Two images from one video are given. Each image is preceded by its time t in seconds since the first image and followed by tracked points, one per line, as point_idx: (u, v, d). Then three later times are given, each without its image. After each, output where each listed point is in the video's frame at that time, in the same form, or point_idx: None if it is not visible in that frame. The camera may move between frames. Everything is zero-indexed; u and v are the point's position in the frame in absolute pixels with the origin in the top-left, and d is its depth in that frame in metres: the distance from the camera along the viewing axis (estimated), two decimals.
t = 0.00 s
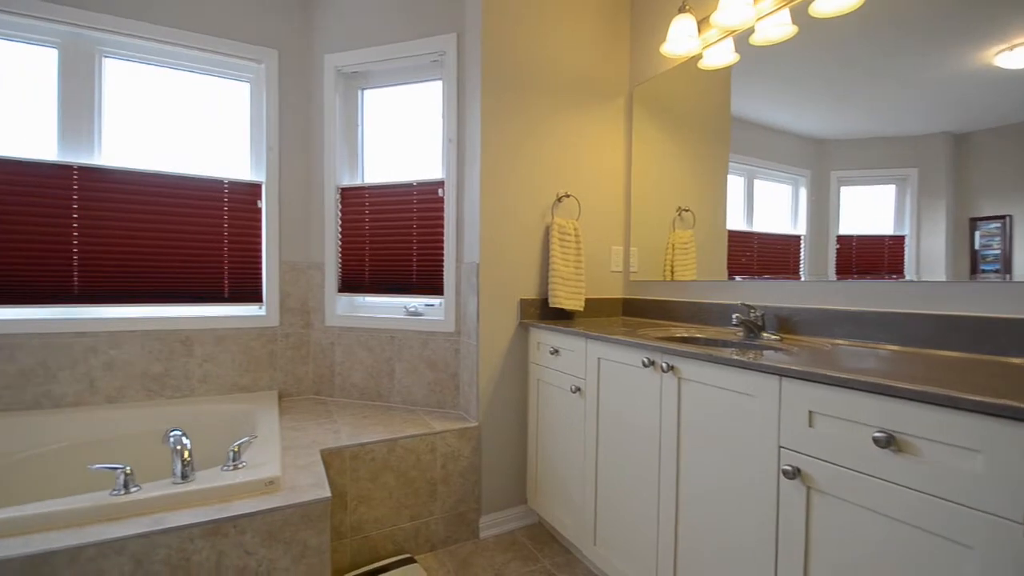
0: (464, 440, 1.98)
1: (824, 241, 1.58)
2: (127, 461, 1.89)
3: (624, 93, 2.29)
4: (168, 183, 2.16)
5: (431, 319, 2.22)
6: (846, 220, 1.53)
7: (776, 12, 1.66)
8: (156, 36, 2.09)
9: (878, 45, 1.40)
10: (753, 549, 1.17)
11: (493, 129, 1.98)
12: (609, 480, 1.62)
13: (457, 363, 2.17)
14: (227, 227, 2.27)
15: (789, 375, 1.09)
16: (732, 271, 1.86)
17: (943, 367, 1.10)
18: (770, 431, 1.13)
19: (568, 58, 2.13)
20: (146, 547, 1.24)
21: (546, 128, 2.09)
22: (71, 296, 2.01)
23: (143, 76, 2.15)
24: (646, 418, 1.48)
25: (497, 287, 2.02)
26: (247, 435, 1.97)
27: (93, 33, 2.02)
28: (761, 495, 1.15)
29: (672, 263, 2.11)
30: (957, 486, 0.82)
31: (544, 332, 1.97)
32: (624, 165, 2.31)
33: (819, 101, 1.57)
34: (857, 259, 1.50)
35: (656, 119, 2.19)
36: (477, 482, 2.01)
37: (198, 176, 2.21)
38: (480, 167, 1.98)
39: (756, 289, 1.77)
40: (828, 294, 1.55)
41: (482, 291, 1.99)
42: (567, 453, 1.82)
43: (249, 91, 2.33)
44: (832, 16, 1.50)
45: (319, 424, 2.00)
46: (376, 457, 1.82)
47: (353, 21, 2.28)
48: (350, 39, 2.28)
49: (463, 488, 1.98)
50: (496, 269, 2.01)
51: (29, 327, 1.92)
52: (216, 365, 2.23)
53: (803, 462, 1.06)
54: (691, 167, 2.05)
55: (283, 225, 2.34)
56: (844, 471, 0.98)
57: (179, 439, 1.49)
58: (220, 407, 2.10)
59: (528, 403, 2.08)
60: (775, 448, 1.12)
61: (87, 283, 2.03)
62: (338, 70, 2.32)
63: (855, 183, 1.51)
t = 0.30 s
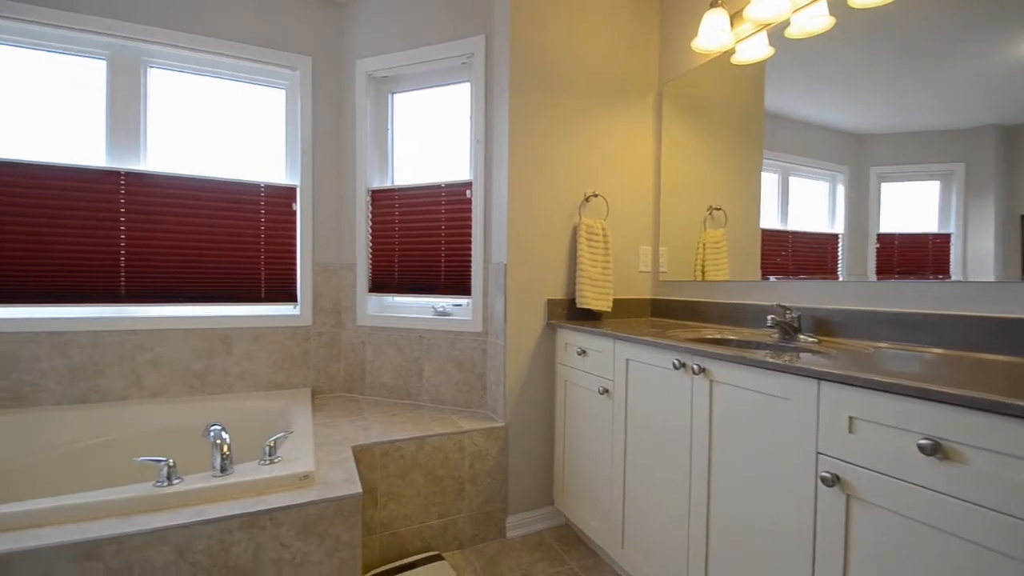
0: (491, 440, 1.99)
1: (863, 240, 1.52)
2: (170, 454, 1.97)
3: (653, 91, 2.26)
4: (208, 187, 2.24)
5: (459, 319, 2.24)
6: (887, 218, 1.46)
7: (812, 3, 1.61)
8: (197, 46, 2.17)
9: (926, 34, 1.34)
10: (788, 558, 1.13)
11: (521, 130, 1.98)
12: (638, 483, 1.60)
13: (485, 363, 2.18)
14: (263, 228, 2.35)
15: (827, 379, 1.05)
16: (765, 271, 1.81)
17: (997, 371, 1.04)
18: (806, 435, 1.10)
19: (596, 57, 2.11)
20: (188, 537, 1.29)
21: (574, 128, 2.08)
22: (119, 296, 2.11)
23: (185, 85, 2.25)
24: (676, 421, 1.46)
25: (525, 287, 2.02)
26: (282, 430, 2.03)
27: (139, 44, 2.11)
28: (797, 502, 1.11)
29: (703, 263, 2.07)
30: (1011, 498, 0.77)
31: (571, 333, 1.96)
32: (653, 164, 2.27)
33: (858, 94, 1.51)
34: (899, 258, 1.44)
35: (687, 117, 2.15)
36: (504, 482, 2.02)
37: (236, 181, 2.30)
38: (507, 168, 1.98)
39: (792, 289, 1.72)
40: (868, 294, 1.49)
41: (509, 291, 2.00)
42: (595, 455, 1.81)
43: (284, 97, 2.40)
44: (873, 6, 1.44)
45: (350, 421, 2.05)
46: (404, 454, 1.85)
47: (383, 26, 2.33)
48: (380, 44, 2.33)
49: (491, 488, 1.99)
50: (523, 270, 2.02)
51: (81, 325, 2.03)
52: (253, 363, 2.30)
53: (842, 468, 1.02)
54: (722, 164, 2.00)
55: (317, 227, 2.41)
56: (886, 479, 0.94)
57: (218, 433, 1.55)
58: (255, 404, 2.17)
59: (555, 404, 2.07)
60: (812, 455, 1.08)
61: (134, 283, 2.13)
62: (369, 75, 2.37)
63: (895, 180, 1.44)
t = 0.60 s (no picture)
0: (513, 440, 2.00)
1: (896, 240, 1.46)
2: (201, 448, 2.04)
3: (677, 89, 2.23)
4: (237, 190, 2.31)
5: (481, 319, 2.25)
6: (920, 216, 1.40)
7: None
8: (227, 53, 2.24)
9: (966, 21, 1.28)
10: (818, 565, 1.10)
11: (542, 130, 1.98)
12: (661, 485, 1.58)
13: (506, 363, 2.19)
14: (290, 229, 2.40)
15: (859, 382, 1.02)
16: (793, 271, 1.77)
17: None
18: (836, 440, 1.06)
19: (619, 55, 2.10)
20: (219, 529, 1.33)
21: (596, 127, 2.07)
22: (154, 295, 2.19)
23: (215, 90, 2.31)
24: (701, 423, 1.44)
25: (546, 287, 2.02)
26: (308, 427, 2.08)
27: (173, 52, 2.18)
28: (828, 508, 1.08)
29: (728, 263, 2.04)
30: None
31: (593, 333, 1.95)
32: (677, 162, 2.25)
33: (890, 89, 1.46)
34: (934, 257, 1.38)
35: (712, 114, 2.12)
36: (525, 482, 2.02)
37: (264, 183, 2.35)
38: (529, 167, 1.98)
39: (821, 290, 1.67)
40: (902, 295, 1.44)
41: (530, 291, 2.00)
42: (617, 456, 1.80)
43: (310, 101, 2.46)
44: None
45: (373, 419, 2.08)
46: (426, 453, 1.87)
47: (406, 30, 2.36)
48: (404, 48, 2.36)
49: (512, 488, 2.00)
50: (544, 269, 2.01)
51: (118, 323, 2.11)
52: (280, 361, 2.36)
53: (874, 474, 0.98)
54: (748, 162, 1.96)
55: (342, 228, 2.46)
56: (921, 486, 0.91)
57: (247, 429, 1.59)
58: (282, 400, 2.22)
59: (577, 404, 2.06)
60: (843, 460, 1.05)
61: (166, 282, 2.21)
62: (392, 78, 2.40)
63: (929, 177, 1.38)
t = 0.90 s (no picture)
0: (538, 440, 1.99)
1: (938, 239, 1.39)
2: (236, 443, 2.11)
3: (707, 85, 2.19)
4: (271, 193, 2.38)
5: (507, 319, 2.26)
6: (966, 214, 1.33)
7: None
8: (262, 60, 2.31)
9: (1012, 8, 1.20)
10: None
11: (569, 130, 1.98)
12: (691, 489, 1.56)
13: (532, 363, 2.19)
14: (322, 231, 2.46)
15: (900, 387, 0.98)
16: (828, 272, 1.71)
17: None
18: (877, 447, 1.02)
19: (646, 52, 2.07)
20: (254, 522, 1.37)
21: (623, 125, 2.05)
22: (193, 295, 2.28)
23: (250, 97, 2.39)
24: (732, 427, 1.40)
25: (572, 288, 2.02)
26: (337, 425, 2.12)
27: (212, 60, 2.27)
28: (866, 518, 1.04)
29: (760, 263, 1.99)
30: None
31: (620, 335, 1.93)
32: (706, 160, 2.20)
33: (933, 81, 1.39)
34: (979, 257, 1.32)
35: (743, 110, 2.07)
36: (551, 483, 2.01)
37: (297, 186, 2.42)
38: (555, 167, 1.98)
39: (859, 291, 1.61)
40: (947, 296, 1.38)
41: (556, 291, 2.00)
42: (645, 459, 1.77)
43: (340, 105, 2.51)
44: None
45: (401, 417, 2.11)
46: (453, 452, 1.88)
47: (434, 33, 2.39)
48: (431, 51, 2.39)
49: (538, 488, 1.99)
50: (571, 270, 2.01)
51: (159, 322, 2.20)
52: (311, 359, 2.42)
53: (917, 483, 0.94)
54: (781, 159, 1.91)
55: (371, 229, 2.50)
56: (969, 496, 0.86)
57: (281, 425, 1.63)
58: (312, 398, 2.28)
59: (603, 406, 2.05)
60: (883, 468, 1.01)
61: (205, 283, 2.29)
62: (420, 81, 2.44)
63: (973, 173, 1.31)
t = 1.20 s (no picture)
0: (561, 441, 1.99)
1: (979, 238, 1.34)
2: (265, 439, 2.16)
3: (735, 81, 2.15)
4: (300, 196, 2.43)
5: (529, 319, 2.26)
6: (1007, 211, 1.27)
7: None
8: (290, 65, 2.36)
9: None
10: None
11: (592, 128, 1.97)
12: (717, 493, 1.53)
13: (554, 363, 2.18)
14: (349, 231, 2.51)
15: (940, 392, 0.94)
16: (862, 272, 1.66)
17: None
18: (914, 454, 0.99)
19: (671, 49, 2.04)
20: (284, 516, 1.41)
21: (648, 123, 2.03)
22: (226, 295, 2.35)
23: (280, 101, 2.45)
24: (761, 430, 1.37)
25: (596, 288, 2.00)
26: (363, 422, 2.16)
27: (244, 66, 2.34)
28: (903, 526, 1.00)
29: (790, 263, 1.95)
30: None
31: (644, 335, 1.91)
32: (734, 158, 2.16)
33: (974, 73, 1.33)
34: None
35: (772, 106, 2.03)
36: (574, 484, 2.01)
37: (324, 188, 2.47)
38: (579, 167, 1.97)
39: (896, 292, 1.56)
40: (990, 297, 1.32)
41: (580, 291, 1.99)
42: (670, 462, 1.75)
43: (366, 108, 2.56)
44: None
45: (425, 416, 2.13)
46: (476, 451, 1.89)
47: (458, 36, 2.41)
48: (455, 54, 2.41)
49: (560, 489, 1.99)
50: (595, 269, 2.00)
51: (193, 320, 2.27)
52: (338, 358, 2.47)
53: (958, 492, 0.90)
54: (812, 155, 1.86)
55: (395, 229, 2.53)
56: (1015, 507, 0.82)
57: (310, 422, 1.67)
58: (338, 395, 2.32)
59: (627, 408, 2.03)
60: (922, 475, 0.97)
61: (236, 282, 2.36)
62: (444, 83, 2.46)
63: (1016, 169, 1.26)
